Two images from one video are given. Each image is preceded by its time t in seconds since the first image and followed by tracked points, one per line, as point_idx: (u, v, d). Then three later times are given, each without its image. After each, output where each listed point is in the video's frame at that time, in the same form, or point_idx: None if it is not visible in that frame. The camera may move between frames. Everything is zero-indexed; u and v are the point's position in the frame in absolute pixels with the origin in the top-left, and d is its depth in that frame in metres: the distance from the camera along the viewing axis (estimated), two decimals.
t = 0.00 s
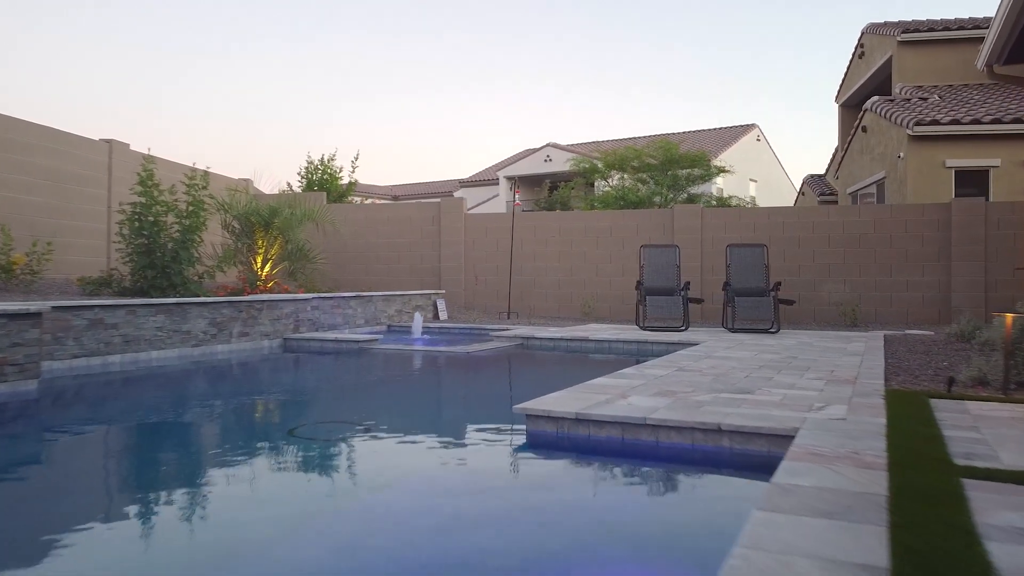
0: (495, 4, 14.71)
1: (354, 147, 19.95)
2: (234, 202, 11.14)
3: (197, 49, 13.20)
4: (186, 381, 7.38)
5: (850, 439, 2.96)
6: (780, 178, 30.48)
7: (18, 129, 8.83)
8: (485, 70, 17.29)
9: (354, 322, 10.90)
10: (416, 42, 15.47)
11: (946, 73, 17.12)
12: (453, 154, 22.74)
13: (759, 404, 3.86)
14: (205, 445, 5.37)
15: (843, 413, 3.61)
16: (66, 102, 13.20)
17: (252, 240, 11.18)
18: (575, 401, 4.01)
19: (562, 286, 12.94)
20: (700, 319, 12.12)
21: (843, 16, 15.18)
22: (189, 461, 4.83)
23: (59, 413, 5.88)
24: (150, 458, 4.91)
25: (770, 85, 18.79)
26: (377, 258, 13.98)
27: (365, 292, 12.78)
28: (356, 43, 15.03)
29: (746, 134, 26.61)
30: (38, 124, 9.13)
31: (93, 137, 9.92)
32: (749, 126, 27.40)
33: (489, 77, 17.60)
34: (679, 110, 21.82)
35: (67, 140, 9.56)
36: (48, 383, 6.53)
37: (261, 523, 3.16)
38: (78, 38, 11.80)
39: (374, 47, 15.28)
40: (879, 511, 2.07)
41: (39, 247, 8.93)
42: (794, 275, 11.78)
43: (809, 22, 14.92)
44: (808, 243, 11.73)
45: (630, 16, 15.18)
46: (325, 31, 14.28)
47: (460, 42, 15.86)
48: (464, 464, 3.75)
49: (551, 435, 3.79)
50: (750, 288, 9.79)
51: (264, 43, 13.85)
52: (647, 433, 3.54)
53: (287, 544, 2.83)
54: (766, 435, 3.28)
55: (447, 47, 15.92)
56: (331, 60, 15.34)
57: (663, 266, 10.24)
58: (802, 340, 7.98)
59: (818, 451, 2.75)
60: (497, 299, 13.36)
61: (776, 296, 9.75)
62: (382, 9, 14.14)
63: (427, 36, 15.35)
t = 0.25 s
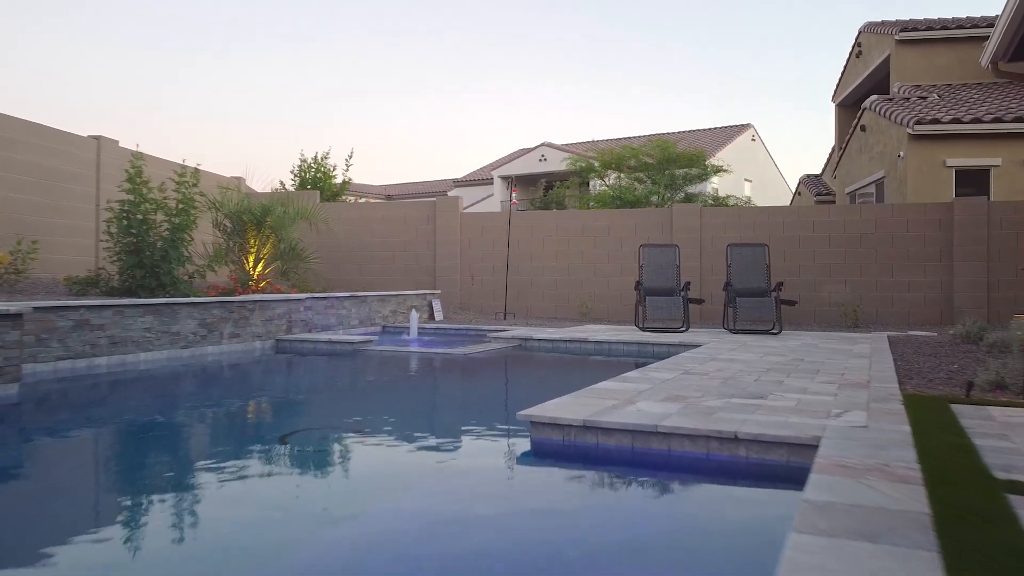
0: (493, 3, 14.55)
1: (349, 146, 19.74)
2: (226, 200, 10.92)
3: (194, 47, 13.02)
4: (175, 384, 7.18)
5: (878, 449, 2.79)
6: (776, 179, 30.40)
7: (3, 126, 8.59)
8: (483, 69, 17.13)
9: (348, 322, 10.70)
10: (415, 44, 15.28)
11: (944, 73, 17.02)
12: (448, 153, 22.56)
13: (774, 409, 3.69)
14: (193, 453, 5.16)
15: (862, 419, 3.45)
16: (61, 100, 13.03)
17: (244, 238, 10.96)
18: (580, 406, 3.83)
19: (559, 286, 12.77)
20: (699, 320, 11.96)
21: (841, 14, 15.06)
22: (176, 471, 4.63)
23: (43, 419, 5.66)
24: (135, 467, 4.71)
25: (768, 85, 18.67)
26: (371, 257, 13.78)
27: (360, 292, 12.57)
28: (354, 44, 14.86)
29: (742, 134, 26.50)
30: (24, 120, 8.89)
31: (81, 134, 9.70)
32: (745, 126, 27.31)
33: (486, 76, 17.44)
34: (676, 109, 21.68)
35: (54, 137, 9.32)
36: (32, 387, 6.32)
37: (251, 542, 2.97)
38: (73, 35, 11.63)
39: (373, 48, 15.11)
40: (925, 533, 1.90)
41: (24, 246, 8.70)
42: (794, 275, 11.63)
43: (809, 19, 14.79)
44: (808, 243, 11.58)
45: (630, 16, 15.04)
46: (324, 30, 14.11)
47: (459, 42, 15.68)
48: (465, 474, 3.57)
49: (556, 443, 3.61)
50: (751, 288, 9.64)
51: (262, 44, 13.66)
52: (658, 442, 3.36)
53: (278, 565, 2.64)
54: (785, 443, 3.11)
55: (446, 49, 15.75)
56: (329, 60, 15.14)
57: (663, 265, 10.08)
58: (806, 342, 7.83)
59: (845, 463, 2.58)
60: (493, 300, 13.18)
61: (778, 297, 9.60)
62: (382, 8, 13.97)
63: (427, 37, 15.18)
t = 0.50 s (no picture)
0: None
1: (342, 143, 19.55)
2: (216, 198, 10.70)
3: (188, 33, 12.86)
4: (163, 387, 6.97)
5: (909, 461, 2.62)
6: (771, 179, 30.31)
7: None
8: (478, 64, 17.03)
9: (342, 323, 10.50)
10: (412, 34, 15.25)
11: (942, 72, 16.91)
12: (441, 152, 22.38)
13: (790, 416, 3.51)
14: (181, 460, 4.96)
15: (885, 427, 3.28)
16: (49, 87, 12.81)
17: (236, 238, 10.74)
18: (587, 413, 3.65)
19: (556, 286, 12.59)
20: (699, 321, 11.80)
21: (840, 12, 14.93)
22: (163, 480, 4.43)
23: (24, 425, 5.45)
24: (120, 476, 4.50)
25: (765, 83, 18.56)
26: (365, 257, 13.57)
27: (353, 292, 12.37)
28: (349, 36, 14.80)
29: (738, 134, 26.40)
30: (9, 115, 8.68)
31: (68, 130, 9.49)
32: (741, 126, 27.20)
33: (481, 71, 17.33)
34: (672, 108, 21.56)
35: (40, 133, 9.11)
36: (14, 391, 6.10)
37: (240, 561, 2.77)
38: (62, 21, 11.44)
39: (370, 39, 15.03)
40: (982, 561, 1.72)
41: (9, 244, 8.47)
42: (795, 275, 11.49)
43: (807, 17, 14.65)
44: (809, 243, 11.44)
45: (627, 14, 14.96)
46: (320, 22, 14.01)
47: (456, 33, 15.60)
48: (466, 486, 3.38)
49: (563, 452, 3.43)
50: (752, 289, 9.48)
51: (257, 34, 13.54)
52: (671, 452, 3.18)
53: None
54: (807, 454, 2.93)
55: (443, 39, 15.70)
56: (325, 50, 15.03)
57: (663, 265, 9.93)
58: (810, 343, 7.67)
59: (878, 478, 2.40)
60: (489, 300, 12.99)
61: (779, 297, 9.45)
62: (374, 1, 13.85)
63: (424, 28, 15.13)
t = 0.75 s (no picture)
0: None
1: (337, 142, 19.31)
2: (208, 196, 10.48)
3: (183, 29, 12.62)
4: (152, 390, 6.76)
5: (948, 473, 2.45)
6: (766, 179, 30.23)
7: None
8: (475, 62, 16.82)
9: (337, 324, 10.29)
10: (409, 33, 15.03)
11: (941, 71, 16.81)
12: (436, 152, 22.18)
13: (810, 422, 3.35)
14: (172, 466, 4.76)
15: (911, 434, 3.12)
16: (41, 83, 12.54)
17: (228, 237, 10.53)
18: (596, 418, 3.47)
19: (554, 286, 12.41)
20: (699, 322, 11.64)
21: (839, 9, 14.81)
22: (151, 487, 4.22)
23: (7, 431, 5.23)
24: (109, 483, 4.30)
25: (763, 82, 18.42)
26: (359, 257, 13.36)
27: (348, 292, 12.16)
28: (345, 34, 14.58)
29: (733, 133, 26.30)
30: None
31: (56, 127, 9.26)
32: (736, 126, 27.10)
33: (477, 70, 17.14)
34: (668, 107, 21.42)
35: (27, 129, 8.88)
36: None
37: None
38: (52, 18, 11.19)
39: (366, 37, 14.82)
40: None
41: None
42: (796, 275, 11.34)
43: (806, 15, 14.52)
44: (810, 243, 11.29)
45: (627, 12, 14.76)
46: (318, 20, 13.78)
47: (454, 31, 15.37)
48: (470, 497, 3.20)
49: (574, 461, 3.24)
50: (754, 289, 9.33)
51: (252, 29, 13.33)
52: (689, 461, 3.01)
53: None
54: (834, 465, 2.77)
55: (441, 38, 15.49)
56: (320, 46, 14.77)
57: (663, 265, 9.77)
58: (816, 344, 7.52)
59: (919, 492, 2.24)
60: (485, 300, 12.80)
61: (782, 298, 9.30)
62: None
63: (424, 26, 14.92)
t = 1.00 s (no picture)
0: None
1: (331, 139, 19.07)
2: (199, 194, 10.26)
3: (176, 20, 12.39)
4: (141, 394, 6.54)
5: (995, 489, 2.28)
6: (761, 179, 30.15)
7: None
8: (471, 59, 16.69)
9: (331, 325, 10.09)
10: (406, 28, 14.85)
11: (939, 70, 16.67)
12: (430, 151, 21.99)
13: (835, 430, 3.17)
14: (161, 472, 4.55)
15: (944, 442, 2.94)
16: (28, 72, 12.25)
17: (220, 236, 10.31)
18: (609, 425, 3.29)
19: (551, 286, 12.24)
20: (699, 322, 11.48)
21: (838, 6, 14.68)
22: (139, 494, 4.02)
23: None
24: (94, 491, 4.09)
25: (761, 80, 18.29)
26: (353, 256, 13.16)
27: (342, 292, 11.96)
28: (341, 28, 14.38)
29: (729, 133, 26.21)
30: None
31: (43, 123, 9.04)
32: (731, 125, 27.00)
33: (474, 66, 16.97)
34: (665, 106, 21.29)
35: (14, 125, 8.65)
36: None
37: None
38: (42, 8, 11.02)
39: (362, 32, 14.65)
40: None
41: None
42: (797, 274, 11.19)
43: (805, 11, 14.39)
44: (812, 242, 11.14)
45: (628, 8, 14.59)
46: (313, 13, 13.58)
47: (451, 27, 15.19)
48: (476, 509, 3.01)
49: (588, 473, 3.05)
50: (757, 289, 9.17)
51: (248, 22, 13.12)
52: (711, 471, 2.83)
53: None
54: (867, 477, 2.59)
55: (438, 33, 15.31)
56: (315, 41, 14.57)
57: (663, 264, 9.62)
58: (821, 345, 7.36)
59: (969, 510, 2.06)
60: (482, 300, 12.62)
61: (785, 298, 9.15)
62: None
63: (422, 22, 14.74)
